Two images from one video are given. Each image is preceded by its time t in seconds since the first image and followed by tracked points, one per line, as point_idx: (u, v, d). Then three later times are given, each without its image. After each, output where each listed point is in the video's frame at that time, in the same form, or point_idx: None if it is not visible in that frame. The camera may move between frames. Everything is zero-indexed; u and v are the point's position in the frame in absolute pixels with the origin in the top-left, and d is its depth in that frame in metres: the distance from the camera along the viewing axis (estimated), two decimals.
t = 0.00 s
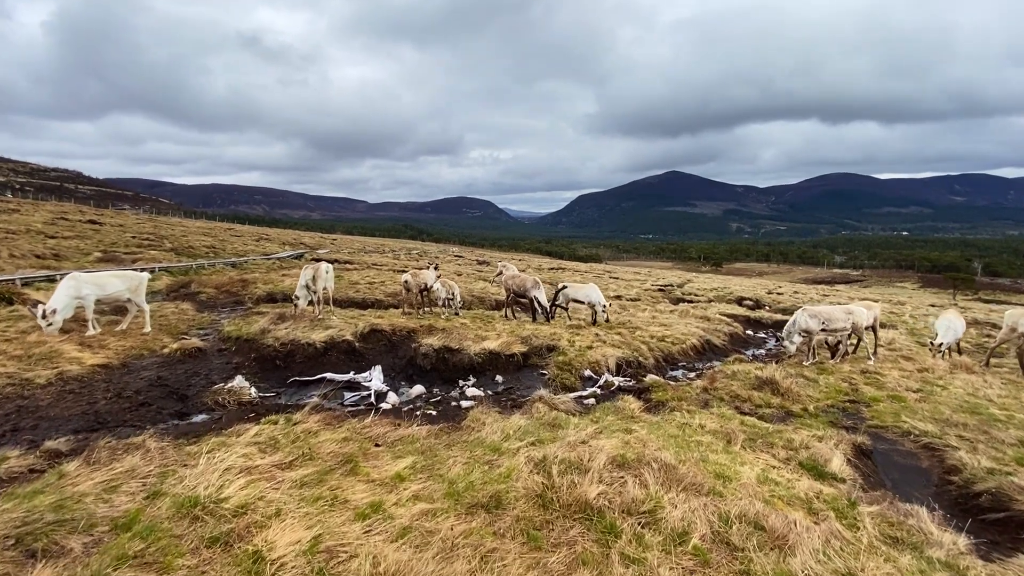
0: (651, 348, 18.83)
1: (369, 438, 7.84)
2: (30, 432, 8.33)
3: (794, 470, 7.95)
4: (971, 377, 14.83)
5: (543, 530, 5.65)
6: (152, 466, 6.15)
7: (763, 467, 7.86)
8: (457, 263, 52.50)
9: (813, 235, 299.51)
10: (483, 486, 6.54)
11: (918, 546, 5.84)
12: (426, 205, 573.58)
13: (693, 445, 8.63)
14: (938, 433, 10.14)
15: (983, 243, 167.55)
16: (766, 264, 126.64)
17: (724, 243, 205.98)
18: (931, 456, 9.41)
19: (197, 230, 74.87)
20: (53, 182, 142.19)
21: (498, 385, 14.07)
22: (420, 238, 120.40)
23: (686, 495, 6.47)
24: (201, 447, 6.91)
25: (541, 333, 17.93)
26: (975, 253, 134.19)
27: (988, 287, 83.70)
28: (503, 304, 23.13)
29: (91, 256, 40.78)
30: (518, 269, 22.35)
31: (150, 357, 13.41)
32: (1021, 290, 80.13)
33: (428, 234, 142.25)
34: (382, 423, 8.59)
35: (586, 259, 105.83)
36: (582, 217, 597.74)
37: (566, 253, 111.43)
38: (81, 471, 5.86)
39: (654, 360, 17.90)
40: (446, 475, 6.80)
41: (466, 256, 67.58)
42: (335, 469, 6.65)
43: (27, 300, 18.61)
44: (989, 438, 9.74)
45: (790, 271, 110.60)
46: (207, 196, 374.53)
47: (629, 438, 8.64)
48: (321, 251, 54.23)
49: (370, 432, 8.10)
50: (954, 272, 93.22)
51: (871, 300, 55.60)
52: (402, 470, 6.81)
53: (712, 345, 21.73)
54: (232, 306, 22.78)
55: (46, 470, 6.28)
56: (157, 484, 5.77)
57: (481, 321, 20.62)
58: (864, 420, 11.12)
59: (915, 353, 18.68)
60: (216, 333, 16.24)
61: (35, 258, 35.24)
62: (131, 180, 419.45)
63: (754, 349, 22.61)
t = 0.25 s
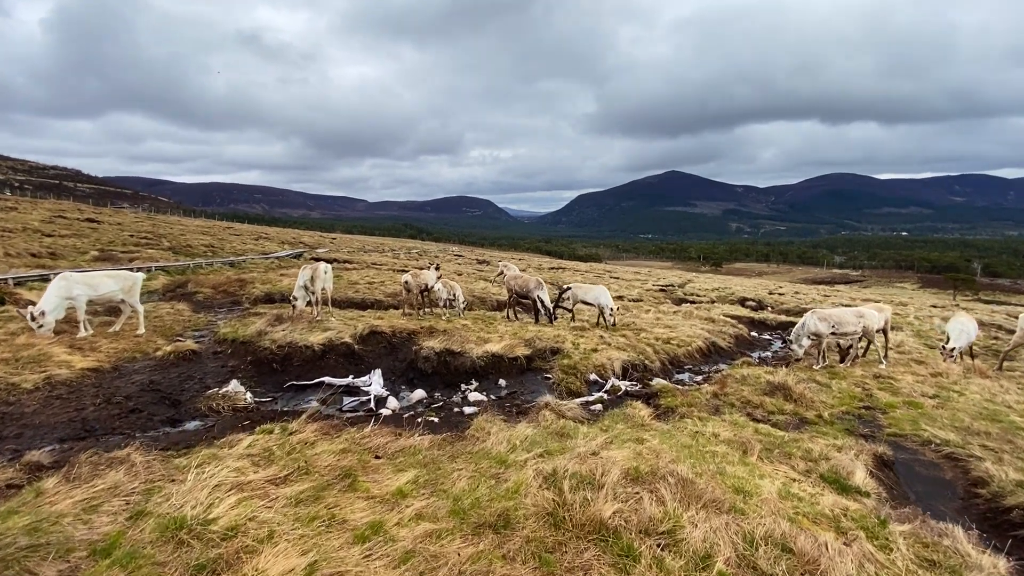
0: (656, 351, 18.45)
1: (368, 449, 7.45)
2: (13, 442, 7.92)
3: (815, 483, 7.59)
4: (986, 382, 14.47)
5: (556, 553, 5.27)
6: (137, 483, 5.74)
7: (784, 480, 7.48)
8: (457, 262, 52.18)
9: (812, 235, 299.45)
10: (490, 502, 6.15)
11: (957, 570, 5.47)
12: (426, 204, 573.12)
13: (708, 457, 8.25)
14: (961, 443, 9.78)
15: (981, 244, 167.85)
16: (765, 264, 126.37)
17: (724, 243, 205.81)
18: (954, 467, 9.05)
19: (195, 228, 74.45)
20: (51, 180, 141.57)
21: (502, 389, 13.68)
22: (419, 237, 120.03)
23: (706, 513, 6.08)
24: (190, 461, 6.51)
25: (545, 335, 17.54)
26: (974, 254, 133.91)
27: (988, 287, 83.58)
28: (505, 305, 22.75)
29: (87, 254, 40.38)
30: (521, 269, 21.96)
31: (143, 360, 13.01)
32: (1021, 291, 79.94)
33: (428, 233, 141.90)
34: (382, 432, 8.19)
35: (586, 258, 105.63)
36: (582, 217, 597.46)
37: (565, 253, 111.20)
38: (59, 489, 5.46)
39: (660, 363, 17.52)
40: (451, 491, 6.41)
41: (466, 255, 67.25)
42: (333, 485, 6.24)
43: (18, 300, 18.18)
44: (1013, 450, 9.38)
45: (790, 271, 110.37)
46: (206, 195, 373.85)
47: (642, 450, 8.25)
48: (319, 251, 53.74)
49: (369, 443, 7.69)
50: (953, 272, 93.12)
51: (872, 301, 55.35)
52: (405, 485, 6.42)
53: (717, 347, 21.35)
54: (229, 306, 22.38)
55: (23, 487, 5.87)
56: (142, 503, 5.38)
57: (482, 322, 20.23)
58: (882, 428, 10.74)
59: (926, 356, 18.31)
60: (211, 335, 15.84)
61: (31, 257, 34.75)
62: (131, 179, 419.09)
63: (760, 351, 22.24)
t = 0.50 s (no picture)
0: (659, 353, 18.13)
1: (365, 457, 7.08)
2: None
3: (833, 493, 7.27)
4: (996, 384, 14.22)
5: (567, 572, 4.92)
6: (117, 497, 5.36)
7: (801, 490, 7.16)
8: (455, 262, 51.82)
9: (809, 235, 299.95)
10: (496, 516, 5.79)
11: None
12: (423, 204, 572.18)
13: (721, 464, 7.92)
14: (977, 449, 9.50)
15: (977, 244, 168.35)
16: (763, 263, 126.32)
17: (721, 243, 205.95)
18: (973, 474, 8.76)
19: (191, 227, 73.84)
20: (46, 178, 140.47)
21: (502, 392, 13.33)
22: (416, 236, 119.64)
23: (724, 527, 5.74)
24: (176, 473, 6.13)
25: (546, 336, 17.21)
26: (970, 253, 134.21)
27: (984, 287, 83.70)
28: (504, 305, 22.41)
29: (80, 253, 39.85)
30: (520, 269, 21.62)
31: (133, 363, 12.61)
32: (1017, 290, 80.06)
33: (425, 232, 141.42)
34: (380, 439, 7.82)
35: (584, 258, 105.41)
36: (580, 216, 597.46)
37: (563, 253, 110.94)
38: (33, 505, 5.08)
39: (663, 365, 17.20)
40: (453, 503, 6.05)
41: (463, 255, 66.91)
42: (328, 497, 5.87)
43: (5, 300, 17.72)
44: None
45: (787, 270, 110.41)
46: (203, 194, 372.32)
47: (651, 457, 7.92)
48: (316, 250, 53.32)
49: (367, 450, 7.34)
50: (949, 272, 93.32)
51: (870, 300, 55.30)
52: (404, 497, 6.06)
53: (720, 348, 21.05)
54: (223, 306, 21.96)
55: None
56: (122, 520, 5.00)
57: (482, 323, 19.88)
58: (895, 432, 10.44)
59: (932, 357, 18.03)
60: (205, 336, 15.43)
61: (22, 256, 34.19)
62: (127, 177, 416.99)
63: (763, 352, 21.96)
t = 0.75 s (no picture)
0: (659, 353, 17.81)
1: (358, 467, 6.70)
2: None
3: (849, 502, 6.98)
4: (1003, 384, 13.96)
5: None
6: (89, 515, 4.96)
7: (817, 499, 6.83)
8: (451, 261, 51.44)
9: (804, 234, 300.88)
10: (498, 531, 5.42)
11: None
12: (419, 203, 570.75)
13: (731, 471, 7.59)
14: (992, 453, 9.21)
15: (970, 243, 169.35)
16: (758, 263, 126.35)
17: (717, 242, 206.25)
18: (990, 480, 8.46)
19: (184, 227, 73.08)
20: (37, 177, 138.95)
21: (502, 395, 12.96)
22: (412, 236, 119.13)
23: (741, 541, 5.40)
24: (155, 486, 5.73)
25: (545, 337, 16.84)
26: (964, 253, 134.79)
27: (977, 286, 84.05)
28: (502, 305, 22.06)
29: (70, 252, 39.19)
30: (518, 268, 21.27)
31: (118, 366, 12.16)
32: (1009, 289, 80.50)
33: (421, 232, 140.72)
34: (374, 446, 7.43)
35: (580, 257, 105.24)
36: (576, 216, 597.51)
37: (559, 252, 110.70)
38: None
39: (665, 366, 16.88)
40: (452, 517, 5.68)
41: (459, 254, 66.50)
42: (318, 512, 5.49)
43: None
44: None
45: (782, 269, 110.59)
46: (197, 193, 370.02)
47: (659, 464, 7.58)
48: (311, 250, 52.80)
49: (361, 459, 6.96)
50: (943, 271, 93.79)
51: (865, 299, 55.30)
52: (401, 512, 5.68)
53: (721, 348, 20.75)
54: (215, 307, 21.47)
55: None
56: (92, 541, 4.60)
57: (479, 323, 19.49)
58: (906, 435, 10.13)
59: (936, 357, 17.75)
60: (194, 338, 14.98)
61: (10, 256, 33.54)
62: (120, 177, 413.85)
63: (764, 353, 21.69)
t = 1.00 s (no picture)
0: (659, 354, 17.46)
1: (347, 481, 6.26)
2: None
3: (866, 513, 6.63)
4: (1009, 385, 13.70)
5: None
6: (47, 541, 4.50)
7: (834, 511, 6.47)
8: (445, 260, 51.01)
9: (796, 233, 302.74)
10: (499, 552, 5.01)
11: None
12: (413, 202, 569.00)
13: (742, 480, 7.22)
14: (1007, 458, 8.89)
15: (960, 241, 170.77)
16: (752, 261, 126.65)
17: (710, 240, 206.90)
18: (1007, 485, 8.14)
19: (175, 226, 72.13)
20: (25, 175, 136.95)
21: (499, 398, 12.55)
22: (406, 235, 118.45)
23: (760, 560, 5.02)
24: (124, 507, 5.27)
25: (542, 338, 16.44)
26: (954, 252, 135.71)
27: (967, 284, 84.65)
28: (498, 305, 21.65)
29: (56, 252, 38.39)
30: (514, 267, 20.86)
31: (97, 370, 11.64)
32: (998, 287, 81.15)
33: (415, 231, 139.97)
34: (364, 457, 6.99)
35: (574, 256, 105.08)
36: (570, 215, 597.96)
37: (553, 251, 110.42)
38: None
39: (664, 367, 16.53)
40: (448, 536, 5.26)
41: (453, 254, 65.99)
42: (303, 533, 5.05)
43: None
44: None
45: (774, 268, 110.94)
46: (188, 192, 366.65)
47: (666, 474, 7.20)
48: (303, 249, 52.14)
49: (351, 471, 6.52)
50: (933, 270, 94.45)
51: (857, 298, 55.43)
52: (393, 531, 5.25)
53: (720, 349, 20.45)
54: (202, 307, 20.91)
55: None
56: (48, 571, 4.14)
57: (474, 323, 19.07)
58: (916, 439, 9.82)
59: (938, 357, 17.52)
60: (179, 341, 14.46)
61: None
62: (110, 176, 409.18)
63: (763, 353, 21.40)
